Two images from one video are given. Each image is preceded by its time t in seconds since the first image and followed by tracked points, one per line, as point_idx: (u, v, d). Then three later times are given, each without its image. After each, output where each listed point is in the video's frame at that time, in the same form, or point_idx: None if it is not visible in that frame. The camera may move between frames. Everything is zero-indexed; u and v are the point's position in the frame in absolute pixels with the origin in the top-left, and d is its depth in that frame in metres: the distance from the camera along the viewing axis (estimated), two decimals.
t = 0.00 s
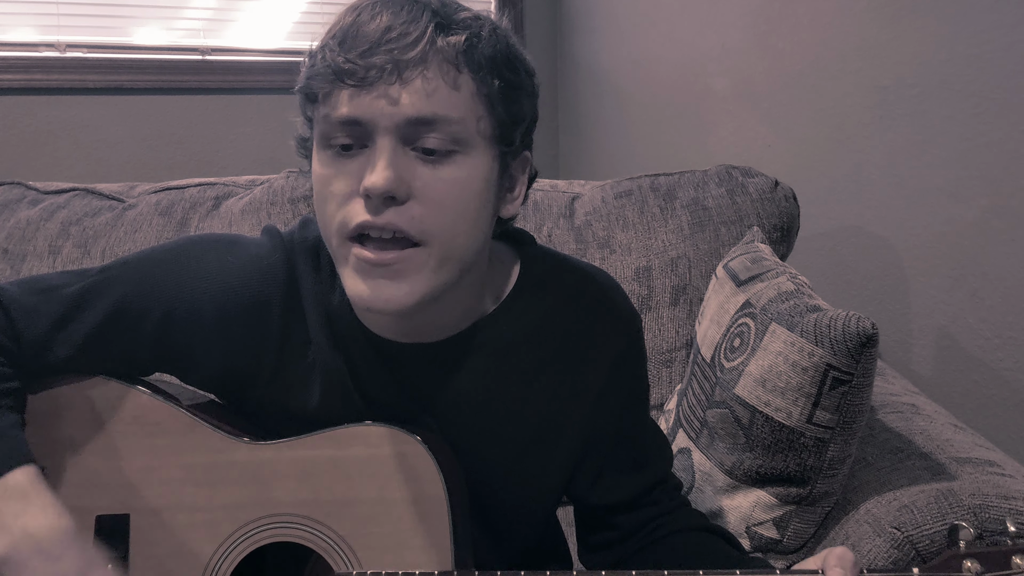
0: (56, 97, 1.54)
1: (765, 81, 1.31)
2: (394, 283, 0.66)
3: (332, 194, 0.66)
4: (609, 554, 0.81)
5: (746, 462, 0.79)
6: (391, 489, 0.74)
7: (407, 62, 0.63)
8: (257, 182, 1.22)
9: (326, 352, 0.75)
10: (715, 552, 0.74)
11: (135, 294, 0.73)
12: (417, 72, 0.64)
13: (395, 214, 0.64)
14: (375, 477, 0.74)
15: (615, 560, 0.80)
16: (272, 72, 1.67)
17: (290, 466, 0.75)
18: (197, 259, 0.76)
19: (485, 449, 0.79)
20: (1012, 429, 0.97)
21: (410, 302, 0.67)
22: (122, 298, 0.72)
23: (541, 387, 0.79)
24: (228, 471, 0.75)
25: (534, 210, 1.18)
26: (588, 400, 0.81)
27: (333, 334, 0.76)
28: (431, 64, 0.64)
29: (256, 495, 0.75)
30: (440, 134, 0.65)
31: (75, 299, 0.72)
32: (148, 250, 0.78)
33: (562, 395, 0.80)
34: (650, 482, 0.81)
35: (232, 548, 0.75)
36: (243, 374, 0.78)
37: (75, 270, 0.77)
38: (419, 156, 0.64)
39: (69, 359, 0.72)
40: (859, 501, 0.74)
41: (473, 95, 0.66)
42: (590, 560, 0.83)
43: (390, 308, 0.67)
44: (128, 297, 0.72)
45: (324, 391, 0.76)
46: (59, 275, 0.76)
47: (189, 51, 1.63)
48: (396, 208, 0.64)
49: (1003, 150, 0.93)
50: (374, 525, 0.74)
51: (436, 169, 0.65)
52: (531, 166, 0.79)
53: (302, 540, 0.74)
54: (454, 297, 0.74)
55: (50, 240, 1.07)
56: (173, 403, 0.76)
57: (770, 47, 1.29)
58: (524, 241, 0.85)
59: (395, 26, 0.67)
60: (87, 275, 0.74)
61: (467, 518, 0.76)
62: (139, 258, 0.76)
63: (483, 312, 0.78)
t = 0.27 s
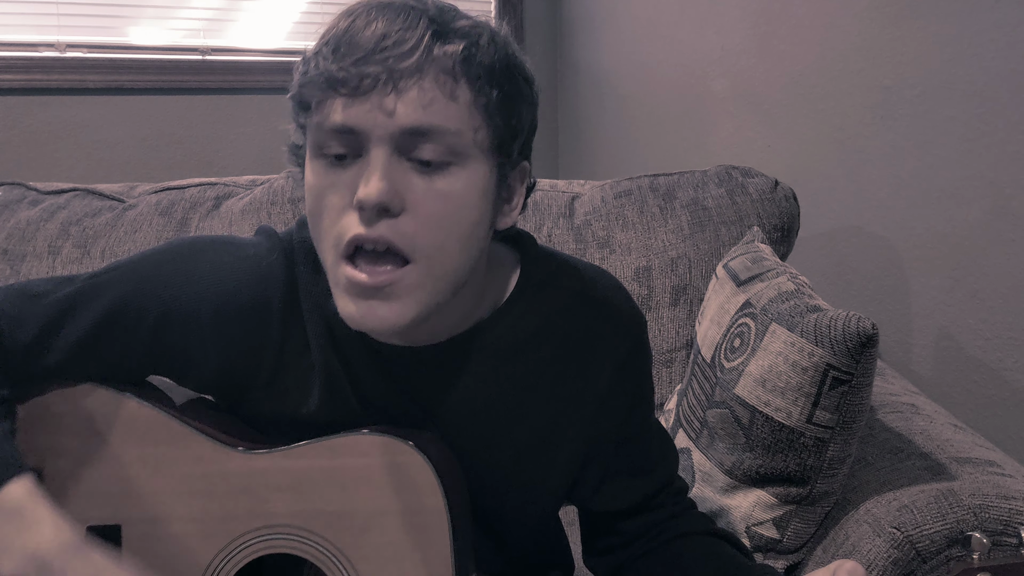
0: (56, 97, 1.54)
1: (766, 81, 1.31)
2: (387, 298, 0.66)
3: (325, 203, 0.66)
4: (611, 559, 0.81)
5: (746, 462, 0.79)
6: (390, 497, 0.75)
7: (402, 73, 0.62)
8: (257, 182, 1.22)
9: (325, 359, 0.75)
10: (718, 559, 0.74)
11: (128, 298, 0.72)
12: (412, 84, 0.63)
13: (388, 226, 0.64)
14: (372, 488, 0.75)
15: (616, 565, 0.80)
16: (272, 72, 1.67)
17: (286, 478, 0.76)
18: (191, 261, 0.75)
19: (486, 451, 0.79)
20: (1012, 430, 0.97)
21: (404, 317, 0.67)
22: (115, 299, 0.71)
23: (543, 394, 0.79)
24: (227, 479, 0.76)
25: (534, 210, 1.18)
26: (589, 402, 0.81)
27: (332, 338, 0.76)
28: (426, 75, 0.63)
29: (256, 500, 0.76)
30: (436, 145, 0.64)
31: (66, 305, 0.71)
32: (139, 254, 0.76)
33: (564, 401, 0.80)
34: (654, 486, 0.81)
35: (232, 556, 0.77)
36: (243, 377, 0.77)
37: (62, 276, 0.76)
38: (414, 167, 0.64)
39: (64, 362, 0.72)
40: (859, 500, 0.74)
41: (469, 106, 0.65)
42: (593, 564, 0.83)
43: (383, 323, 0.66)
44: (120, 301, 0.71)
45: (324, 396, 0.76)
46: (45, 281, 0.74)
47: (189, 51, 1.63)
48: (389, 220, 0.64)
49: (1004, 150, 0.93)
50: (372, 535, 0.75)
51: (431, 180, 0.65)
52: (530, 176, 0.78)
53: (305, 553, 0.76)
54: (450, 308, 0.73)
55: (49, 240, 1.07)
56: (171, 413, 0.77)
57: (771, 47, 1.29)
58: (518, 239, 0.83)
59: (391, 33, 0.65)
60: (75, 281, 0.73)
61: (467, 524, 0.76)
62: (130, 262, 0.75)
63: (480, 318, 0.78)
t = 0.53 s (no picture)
0: (56, 97, 1.54)
1: (766, 81, 1.31)
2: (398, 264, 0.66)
3: (330, 175, 0.66)
4: (611, 556, 0.81)
5: (746, 462, 0.79)
6: (390, 497, 0.74)
7: (414, 40, 0.64)
8: (257, 182, 1.22)
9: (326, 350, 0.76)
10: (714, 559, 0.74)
11: (124, 296, 0.72)
12: (423, 50, 0.64)
13: (397, 192, 0.64)
14: (372, 488, 0.74)
15: (616, 562, 0.80)
16: (272, 72, 1.67)
17: (286, 477, 0.76)
18: (187, 260, 0.76)
19: (487, 452, 0.79)
20: (1012, 431, 0.97)
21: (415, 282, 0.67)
22: (110, 297, 0.71)
23: (543, 390, 0.79)
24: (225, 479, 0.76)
25: (534, 210, 1.18)
26: (590, 402, 0.80)
27: (332, 332, 0.77)
28: (436, 42, 0.65)
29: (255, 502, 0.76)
30: (444, 113, 0.65)
31: (62, 304, 0.71)
32: (135, 253, 0.77)
33: (564, 398, 0.80)
34: (655, 482, 0.80)
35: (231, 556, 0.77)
36: (241, 377, 0.77)
37: (59, 276, 0.76)
38: (423, 135, 0.65)
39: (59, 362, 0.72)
40: (859, 500, 0.74)
41: (477, 77, 0.67)
42: (592, 559, 0.83)
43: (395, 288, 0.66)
44: (116, 299, 0.71)
45: (321, 390, 0.76)
46: (40, 280, 0.74)
47: (189, 51, 1.63)
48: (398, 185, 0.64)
49: (1004, 150, 0.92)
50: (373, 536, 0.75)
51: (439, 148, 0.65)
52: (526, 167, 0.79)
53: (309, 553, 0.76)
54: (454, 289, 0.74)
55: (49, 240, 1.07)
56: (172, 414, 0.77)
57: (771, 47, 1.29)
58: (523, 236, 0.85)
59: (401, 8, 0.67)
60: (71, 280, 0.73)
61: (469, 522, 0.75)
62: (126, 261, 0.75)
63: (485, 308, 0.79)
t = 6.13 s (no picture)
0: (56, 97, 1.54)
1: (767, 81, 1.31)
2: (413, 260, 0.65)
3: (347, 176, 0.66)
4: (610, 553, 0.81)
5: (746, 462, 0.79)
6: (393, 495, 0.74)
7: (425, 41, 0.64)
8: (257, 182, 1.22)
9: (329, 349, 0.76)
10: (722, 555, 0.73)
11: (130, 299, 0.72)
12: (433, 51, 0.64)
13: (416, 191, 0.64)
14: (381, 481, 0.74)
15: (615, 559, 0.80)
16: (272, 72, 1.67)
17: (295, 470, 0.74)
18: (191, 262, 0.76)
19: (488, 451, 0.79)
20: (1012, 430, 0.97)
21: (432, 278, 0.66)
22: (115, 300, 0.72)
23: (543, 390, 0.79)
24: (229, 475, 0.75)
25: (534, 210, 1.18)
26: (590, 401, 0.80)
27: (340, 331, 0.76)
28: (446, 41, 0.65)
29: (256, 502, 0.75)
30: (457, 113, 0.65)
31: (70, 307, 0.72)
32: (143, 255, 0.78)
33: (566, 399, 0.80)
34: (653, 479, 0.81)
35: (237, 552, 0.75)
36: (246, 373, 0.77)
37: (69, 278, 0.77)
38: (438, 135, 0.65)
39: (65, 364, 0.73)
40: (859, 501, 0.74)
41: (485, 75, 0.67)
42: (591, 557, 0.83)
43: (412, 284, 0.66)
44: (122, 301, 0.72)
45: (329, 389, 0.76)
46: (51, 282, 0.76)
47: (189, 51, 1.63)
48: (417, 185, 0.64)
49: (1004, 150, 0.92)
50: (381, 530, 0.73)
51: (455, 147, 0.65)
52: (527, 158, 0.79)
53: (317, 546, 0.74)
54: (459, 284, 0.74)
55: (49, 240, 1.07)
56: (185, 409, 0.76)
57: (772, 47, 1.29)
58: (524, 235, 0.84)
59: (408, 8, 0.67)
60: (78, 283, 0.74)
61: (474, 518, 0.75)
62: (132, 263, 0.76)
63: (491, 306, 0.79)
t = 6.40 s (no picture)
0: (56, 97, 1.54)
1: (766, 81, 1.31)
2: (409, 281, 0.65)
3: (341, 194, 0.66)
4: (612, 557, 0.81)
5: (746, 462, 0.79)
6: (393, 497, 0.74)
7: (424, 56, 0.63)
8: (257, 182, 1.22)
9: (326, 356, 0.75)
10: (722, 556, 0.74)
11: (129, 305, 0.72)
12: (433, 66, 0.63)
13: (412, 213, 0.64)
14: (377, 487, 0.74)
15: (615, 564, 0.80)
16: (271, 72, 1.67)
17: (291, 476, 0.75)
18: (190, 266, 0.76)
19: (489, 451, 0.79)
20: (1011, 429, 0.97)
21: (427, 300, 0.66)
22: (113, 307, 0.71)
23: (544, 390, 0.79)
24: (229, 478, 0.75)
25: (534, 210, 1.18)
26: (590, 402, 0.80)
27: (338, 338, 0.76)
28: (446, 56, 0.64)
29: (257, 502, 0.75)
30: (456, 129, 0.65)
31: (66, 312, 0.71)
32: (139, 260, 0.77)
33: (566, 399, 0.80)
34: (655, 485, 0.80)
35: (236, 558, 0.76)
36: (245, 380, 0.77)
37: (63, 282, 0.76)
38: (435, 152, 0.65)
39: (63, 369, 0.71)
40: (859, 500, 0.74)
41: (486, 89, 0.67)
42: (592, 563, 0.83)
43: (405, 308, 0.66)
44: (121, 307, 0.72)
45: (326, 399, 0.76)
46: (45, 286, 0.75)
47: (189, 51, 1.63)
48: (414, 206, 0.64)
49: (1004, 150, 0.92)
50: (378, 535, 0.75)
51: (453, 164, 0.65)
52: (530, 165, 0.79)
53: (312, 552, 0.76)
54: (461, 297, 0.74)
55: (49, 240, 1.07)
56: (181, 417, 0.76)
57: (771, 47, 1.29)
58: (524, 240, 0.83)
59: (407, 19, 0.67)
60: (74, 288, 0.73)
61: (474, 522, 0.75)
62: (129, 268, 0.75)
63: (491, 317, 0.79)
